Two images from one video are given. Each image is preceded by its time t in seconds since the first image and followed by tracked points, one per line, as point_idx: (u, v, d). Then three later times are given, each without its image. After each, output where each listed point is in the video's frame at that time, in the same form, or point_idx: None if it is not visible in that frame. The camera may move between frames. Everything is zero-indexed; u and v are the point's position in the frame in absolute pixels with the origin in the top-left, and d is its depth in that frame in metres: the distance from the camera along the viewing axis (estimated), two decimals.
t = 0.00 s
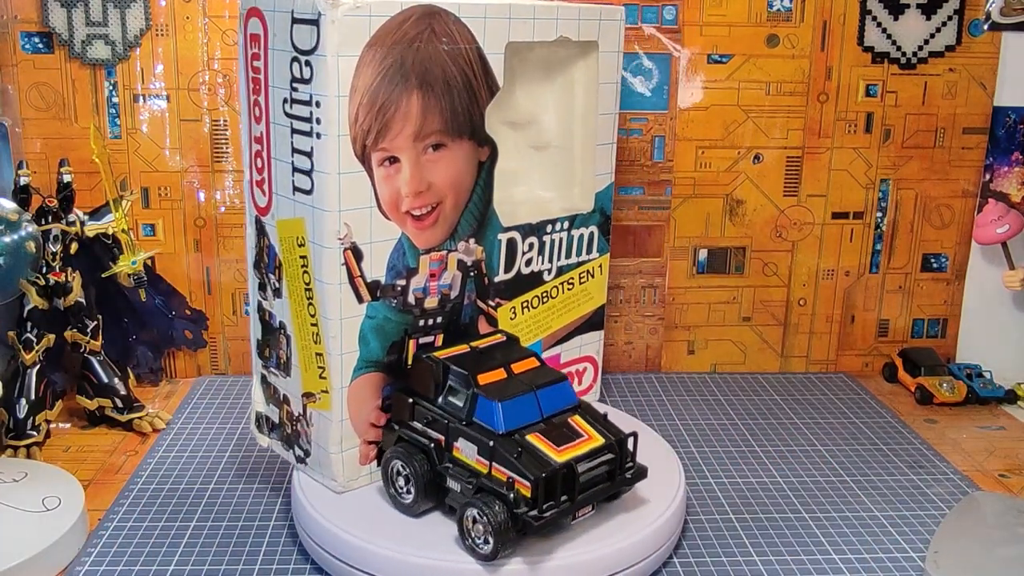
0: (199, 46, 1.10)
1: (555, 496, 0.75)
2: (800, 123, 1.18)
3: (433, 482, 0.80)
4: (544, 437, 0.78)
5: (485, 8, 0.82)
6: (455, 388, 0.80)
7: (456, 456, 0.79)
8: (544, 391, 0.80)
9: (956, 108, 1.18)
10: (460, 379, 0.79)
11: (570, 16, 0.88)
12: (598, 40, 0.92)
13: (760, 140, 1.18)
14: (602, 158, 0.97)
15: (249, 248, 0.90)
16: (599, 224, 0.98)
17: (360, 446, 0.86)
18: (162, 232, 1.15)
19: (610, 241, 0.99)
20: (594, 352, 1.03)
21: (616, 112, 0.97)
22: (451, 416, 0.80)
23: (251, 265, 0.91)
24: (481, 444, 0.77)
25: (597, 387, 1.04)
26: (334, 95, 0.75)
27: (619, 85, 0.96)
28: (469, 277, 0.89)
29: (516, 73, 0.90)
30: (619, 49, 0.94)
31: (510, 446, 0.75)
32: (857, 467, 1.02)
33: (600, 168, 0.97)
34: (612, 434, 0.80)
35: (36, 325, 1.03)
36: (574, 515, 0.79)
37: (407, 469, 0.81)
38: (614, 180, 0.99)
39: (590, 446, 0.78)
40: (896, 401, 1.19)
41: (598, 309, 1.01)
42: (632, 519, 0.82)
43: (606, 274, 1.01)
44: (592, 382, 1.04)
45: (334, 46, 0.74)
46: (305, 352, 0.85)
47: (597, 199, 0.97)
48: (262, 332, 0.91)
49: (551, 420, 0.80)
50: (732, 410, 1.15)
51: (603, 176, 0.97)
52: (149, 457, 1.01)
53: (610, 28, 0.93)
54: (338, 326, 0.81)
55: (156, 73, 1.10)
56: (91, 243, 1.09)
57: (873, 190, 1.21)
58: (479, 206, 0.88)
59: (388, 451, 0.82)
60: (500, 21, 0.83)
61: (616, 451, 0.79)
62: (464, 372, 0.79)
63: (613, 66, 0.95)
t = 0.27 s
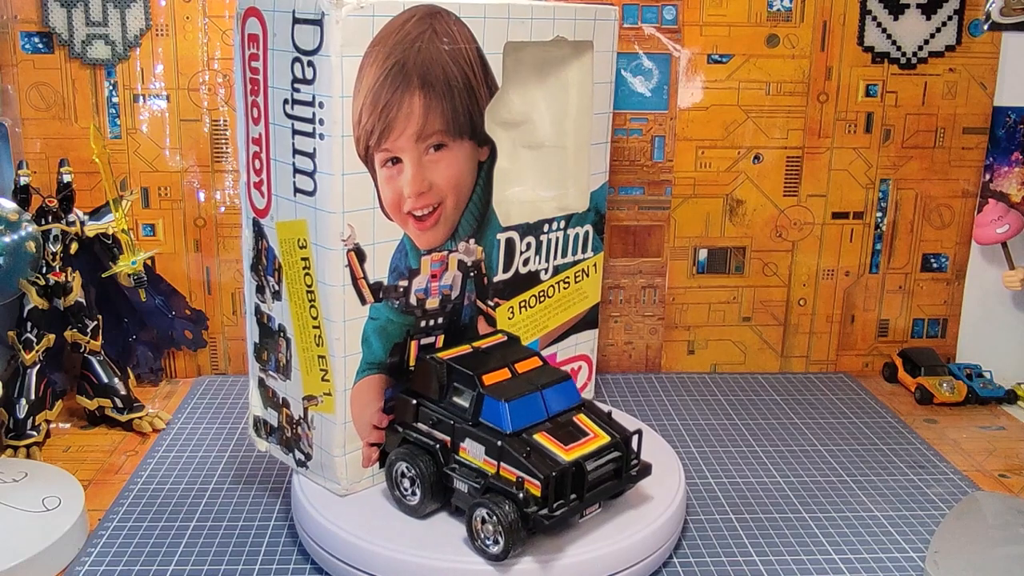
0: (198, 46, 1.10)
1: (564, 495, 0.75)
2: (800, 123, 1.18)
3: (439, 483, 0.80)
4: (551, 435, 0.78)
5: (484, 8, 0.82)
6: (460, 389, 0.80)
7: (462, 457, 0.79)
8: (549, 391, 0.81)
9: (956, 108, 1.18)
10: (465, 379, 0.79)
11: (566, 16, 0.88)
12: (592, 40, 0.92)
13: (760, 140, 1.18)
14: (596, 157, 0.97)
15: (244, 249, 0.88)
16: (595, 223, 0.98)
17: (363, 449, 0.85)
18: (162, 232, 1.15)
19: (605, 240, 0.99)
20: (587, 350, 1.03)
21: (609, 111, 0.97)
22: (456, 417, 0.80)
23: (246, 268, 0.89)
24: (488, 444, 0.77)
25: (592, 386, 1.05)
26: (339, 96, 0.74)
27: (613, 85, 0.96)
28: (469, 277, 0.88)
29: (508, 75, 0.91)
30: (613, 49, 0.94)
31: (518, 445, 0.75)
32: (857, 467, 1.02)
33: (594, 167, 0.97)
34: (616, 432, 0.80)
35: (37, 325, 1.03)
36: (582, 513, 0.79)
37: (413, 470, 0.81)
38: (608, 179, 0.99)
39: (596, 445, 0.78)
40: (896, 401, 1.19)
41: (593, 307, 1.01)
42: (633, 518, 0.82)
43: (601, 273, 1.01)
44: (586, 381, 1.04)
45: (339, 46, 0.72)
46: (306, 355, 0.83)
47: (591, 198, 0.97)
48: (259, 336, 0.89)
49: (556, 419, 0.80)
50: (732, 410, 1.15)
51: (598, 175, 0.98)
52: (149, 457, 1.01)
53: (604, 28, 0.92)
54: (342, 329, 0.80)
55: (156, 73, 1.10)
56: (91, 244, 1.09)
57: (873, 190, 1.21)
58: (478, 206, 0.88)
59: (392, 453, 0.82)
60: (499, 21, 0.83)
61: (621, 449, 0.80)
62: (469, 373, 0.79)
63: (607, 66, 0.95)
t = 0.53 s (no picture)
0: (198, 46, 1.10)
1: (574, 493, 0.75)
2: (800, 123, 1.18)
3: (446, 484, 0.80)
4: (558, 434, 0.78)
5: (484, 8, 0.81)
6: (465, 389, 0.80)
7: (469, 458, 0.79)
8: (554, 390, 0.81)
9: (956, 107, 1.18)
10: (470, 379, 0.79)
11: (563, 16, 0.88)
12: (587, 40, 0.92)
13: (760, 140, 1.18)
14: (590, 157, 0.97)
15: (242, 252, 0.88)
16: (589, 223, 0.98)
17: (365, 451, 0.85)
18: (162, 232, 1.15)
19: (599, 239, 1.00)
20: (582, 349, 1.02)
21: (603, 111, 0.97)
22: (462, 418, 0.79)
23: (243, 270, 0.89)
24: (496, 444, 0.77)
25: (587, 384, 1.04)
26: (343, 97, 0.74)
27: (606, 84, 0.96)
28: (470, 277, 0.88)
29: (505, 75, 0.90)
30: (607, 49, 0.94)
31: (525, 445, 0.76)
32: (858, 467, 1.02)
33: (589, 166, 0.97)
34: (621, 430, 0.80)
35: (37, 325, 1.03)
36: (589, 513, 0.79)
37: (419, 471, 0.80)
38: (602, 179, 0.99)
39: (603, 442, 0.78)
40: (896, 401, 1.19)
41: (587, 306, 1.01)
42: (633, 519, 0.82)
43: (594, 272, 1.02)
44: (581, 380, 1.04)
45: (343, 47, 0.72)
46: (308, 358, 0.83)
47: (585, 197, 0.97)
48: (258, 339, 0.89)
49: (562, 418, 0.80)
50: (732, 410, 1.15)
51: (592, 174, 0.98)
52: (149, 457, 1.01)
53: (598, 28, 0.93)
54: (346, 331, 0.80)
55: (156, 73, 1.10)
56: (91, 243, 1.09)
57: (873, 190, 1.21)
58: (478, 206, 0.88)
59: (397, 454, 0.82)
60: (498, 21, 0.83)
61: (627, 447, 0.80)
62: (475, 374, 0.79)
63: (601, 66, 0.95)
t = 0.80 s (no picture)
0: (198, 46, 1.10)
1: (583, 492, 0.75)
2: (800, 123, 1.18)
3: (452, 485, 0.80)
4: (565, 433, 0.78)
5: (483, 8, 0.81)
6: (470, 390, 0.79)
7: (476, 458, 0.79)
8: (559, 389, 0.81)
9: (956, 107, 1.18)
10: (475, 380, 0.79)
11: (559, 15, 0.88)
12: (582, 40, 0.93)
13: (760, 140, 1.18)
14: (584, 156, 0.97)
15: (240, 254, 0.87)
16: (584, 221, 0.98)
17: (368, 453, 0.85)
18: (162, 232, 1.15)
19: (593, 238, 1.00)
20: (576, 348, 1.02)
21: (596, 111, 0.97)
22: (467, 418, 0.79)
23: (239, 272, 0.88)
24: (503, 444, 0.76)
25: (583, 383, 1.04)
26: (348, 98, 0.74)
27: (598, 84, 0.96)
28: (470, 277, 0.88)
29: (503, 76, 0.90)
30: (600, 49, 0.95)
31: (533, 444, 0.75)
32: (858, 467, 1.02)
33: (582, 165, 0.97)
34: (626, 428, 0.80)
35: (37, 325, 1.03)
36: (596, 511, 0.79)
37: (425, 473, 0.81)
38: (595, 177, 0.99)
39: (609, 440, 0.78)
40: (896, 402, 1.19)
41: (581, 305, 1.01)
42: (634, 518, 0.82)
43: (588, 271, 1.02)
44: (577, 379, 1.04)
45: (348, 46, 0.72)
46: (311, 359, 0.83)
47: (579, 196, 0.98)
48: (257, 341, 0.88)
49: (567, 417, 0.80)
50: (732, 411, 1.15)
51: (585, 173, 0.98)
52: (150, 457, 1.01)
53: (592, 28, 0.93)
54: (350, 333, 0.79)
55: (156, 73, 1.10)
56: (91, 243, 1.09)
57: (873, 190, 1.21)
58: (478, 207, 0.87)
59: (402, 455, 0.82)
60: (497, 22, 0.83)
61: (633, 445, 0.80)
62: (481, 374, 0.79)
63: (594, 65, 0.95)
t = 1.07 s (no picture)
0: (199, 46, 1.10)
1: (592, 490, 0.75)
2: (800, 123, 1.18)
3: (458, 484, 0.80)
4: (571, 432, 0.78)
5: (483, 8, 0.81)
6: (475, 390, 0.79)
7: (482, 458, 0.79)
8: (563, 388, 0.81)
9: (956, 107, 1.18)
10: (480, 380, 0.79)
11: (555, 15, 0.88)
12: (576, 40, 0.93)
13: (760, 140, 1.18)
14: (578, 156, 0.97)
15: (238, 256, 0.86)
16: (578, 221, 0.99)
17: (372, 456, 0.84)
18: (162, 232, 1.15)
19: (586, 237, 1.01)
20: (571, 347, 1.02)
21: (590, 110, 0.97)
22: (473, 418, 0.79)
23: (238, 276, 0.87)
24: (511, 444, 0.76)
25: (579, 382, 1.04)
26: (353, 98, 0.73)
27: (592, 83, 0.96)
28: (470, 277, 0.88)
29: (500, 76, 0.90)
30: (594, 48, 0.95)
31: (541, 444, 0.76)
32: (858, 467, 1.02)
33: (577, 165, 0.97)
34: (630, 425, 0.81)
35: (37, 325, 1.03)
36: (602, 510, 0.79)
37: (430, 474, 0.80)
38: (589, 177, 1.00)
39: (615, 438, 0.79)
40: (896, 401, 1.19)
41: (575, 305, 1.02)
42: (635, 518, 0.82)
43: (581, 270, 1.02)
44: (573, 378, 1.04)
45: (353, 46, 0.71)
46: (314, 363, 0.82)
47: (574, 196, 0.98)
48: (256, 344, 0.87)
49: (572, 416, 0.80)
50: (731, 411, 1.15)
51: (580, 173, 0.98)
52: (149, 457, 1.01)
53: (586, 28, 0.93)
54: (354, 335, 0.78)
55: (156, 73, 1.10)
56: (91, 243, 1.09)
57: (873, 190, 1.21)
58: (478, 207, 0.87)
59: (407, 456, 0.82)
60: (495, 22, 0.83)
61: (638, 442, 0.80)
62: (486, 374, 0.79)
63: (587, 65, 0.95)
